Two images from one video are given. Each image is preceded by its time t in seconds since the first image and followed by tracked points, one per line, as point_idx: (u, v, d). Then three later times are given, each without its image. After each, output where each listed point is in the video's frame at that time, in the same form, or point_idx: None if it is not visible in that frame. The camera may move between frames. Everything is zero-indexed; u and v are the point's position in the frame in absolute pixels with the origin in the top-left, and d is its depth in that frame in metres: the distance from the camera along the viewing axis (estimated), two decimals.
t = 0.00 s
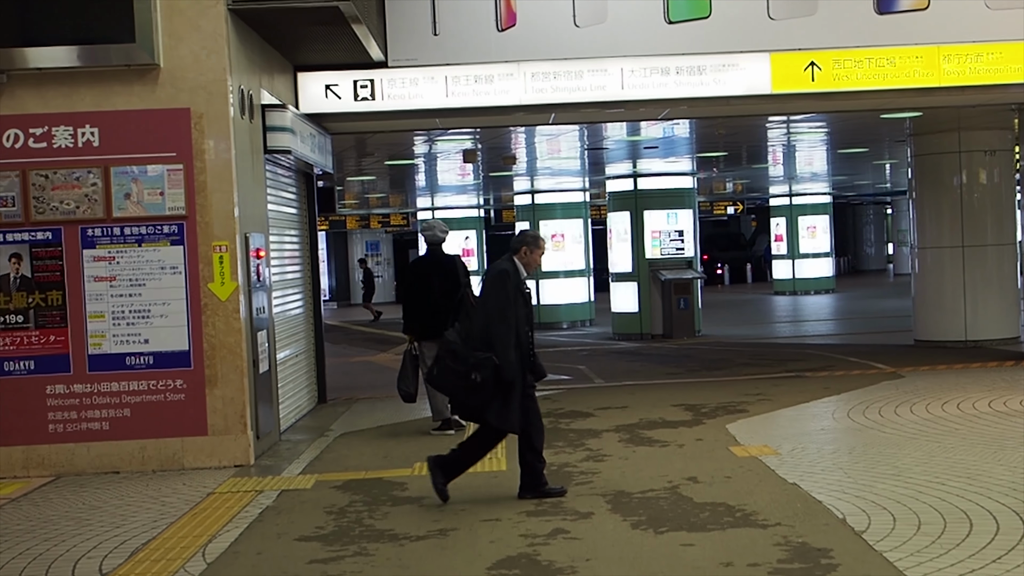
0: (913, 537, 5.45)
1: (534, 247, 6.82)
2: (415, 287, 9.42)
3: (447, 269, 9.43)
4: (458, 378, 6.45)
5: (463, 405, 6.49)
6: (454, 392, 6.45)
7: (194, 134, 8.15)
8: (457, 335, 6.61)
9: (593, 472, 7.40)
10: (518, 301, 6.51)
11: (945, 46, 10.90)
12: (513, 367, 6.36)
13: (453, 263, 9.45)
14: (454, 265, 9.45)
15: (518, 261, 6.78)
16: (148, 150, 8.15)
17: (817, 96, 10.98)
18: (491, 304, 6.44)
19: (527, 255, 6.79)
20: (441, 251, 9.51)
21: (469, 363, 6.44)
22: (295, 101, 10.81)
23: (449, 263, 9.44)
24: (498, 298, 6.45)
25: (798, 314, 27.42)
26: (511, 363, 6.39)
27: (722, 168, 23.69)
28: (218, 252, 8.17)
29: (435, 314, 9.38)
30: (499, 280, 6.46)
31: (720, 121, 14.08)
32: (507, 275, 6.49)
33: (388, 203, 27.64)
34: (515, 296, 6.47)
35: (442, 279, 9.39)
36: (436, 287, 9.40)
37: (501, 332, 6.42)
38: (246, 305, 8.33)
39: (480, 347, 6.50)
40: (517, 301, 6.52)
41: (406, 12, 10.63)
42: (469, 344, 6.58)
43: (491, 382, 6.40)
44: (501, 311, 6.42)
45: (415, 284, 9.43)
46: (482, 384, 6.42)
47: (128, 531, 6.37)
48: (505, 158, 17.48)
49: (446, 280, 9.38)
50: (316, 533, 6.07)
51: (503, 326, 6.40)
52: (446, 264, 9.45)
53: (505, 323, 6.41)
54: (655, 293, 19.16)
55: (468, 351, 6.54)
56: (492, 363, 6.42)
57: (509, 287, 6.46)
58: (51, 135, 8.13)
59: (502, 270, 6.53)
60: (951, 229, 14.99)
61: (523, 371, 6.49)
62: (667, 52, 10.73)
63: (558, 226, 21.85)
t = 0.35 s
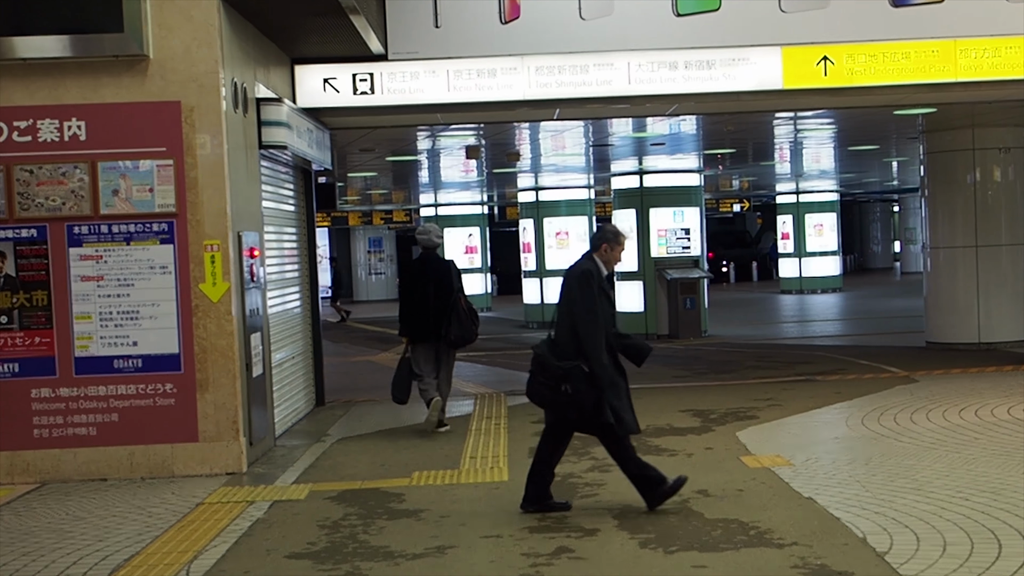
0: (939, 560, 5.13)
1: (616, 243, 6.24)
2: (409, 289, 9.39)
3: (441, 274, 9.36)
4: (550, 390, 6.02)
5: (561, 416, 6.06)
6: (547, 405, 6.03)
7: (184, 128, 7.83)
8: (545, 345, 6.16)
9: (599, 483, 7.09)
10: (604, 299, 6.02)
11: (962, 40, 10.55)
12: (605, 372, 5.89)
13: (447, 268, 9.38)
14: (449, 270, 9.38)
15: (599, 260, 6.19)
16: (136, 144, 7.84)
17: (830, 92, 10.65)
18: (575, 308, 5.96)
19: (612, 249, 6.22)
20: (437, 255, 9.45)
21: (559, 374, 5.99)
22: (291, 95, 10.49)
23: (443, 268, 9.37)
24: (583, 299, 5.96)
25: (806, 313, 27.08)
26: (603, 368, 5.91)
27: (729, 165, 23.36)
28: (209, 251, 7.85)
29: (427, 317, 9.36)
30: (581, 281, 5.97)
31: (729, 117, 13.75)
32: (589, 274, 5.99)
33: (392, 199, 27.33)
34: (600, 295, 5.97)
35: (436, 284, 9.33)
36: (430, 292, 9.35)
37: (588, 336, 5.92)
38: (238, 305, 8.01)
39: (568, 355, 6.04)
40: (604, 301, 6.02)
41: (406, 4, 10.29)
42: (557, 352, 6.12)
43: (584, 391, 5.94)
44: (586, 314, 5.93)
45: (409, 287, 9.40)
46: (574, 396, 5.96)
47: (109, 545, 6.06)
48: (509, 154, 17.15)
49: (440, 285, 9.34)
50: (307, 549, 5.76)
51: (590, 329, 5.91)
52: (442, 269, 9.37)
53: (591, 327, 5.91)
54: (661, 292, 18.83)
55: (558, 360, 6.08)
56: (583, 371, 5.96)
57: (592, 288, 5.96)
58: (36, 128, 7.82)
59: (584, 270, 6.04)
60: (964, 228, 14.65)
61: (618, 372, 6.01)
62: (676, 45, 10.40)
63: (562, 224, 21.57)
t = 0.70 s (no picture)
0: None
1: (721, 229, 5.93)
2: (406, 290, 9.23)
3: (438, 273, 9.22)
4: (643, 379, 5.72)
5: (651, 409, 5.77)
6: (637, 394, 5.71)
7: (178, 120, 7.51)
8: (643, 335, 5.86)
9: (611, 491, 6.77)
10: (706, 289, 5.71)
11: (983, 32, 10.23)
12: (703, 365, 5.57)
13: (442, 266, 9.25)
14: (443, 267, 9.25)
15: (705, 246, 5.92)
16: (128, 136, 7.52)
17: (847, 85, 10.32)
18: (676, 296, 5.67)
19: (717, 237, 5.92)
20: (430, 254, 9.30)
21: (655, 365, 5.69)
22: (291, 88, 10.12)
23: (439, 265, 9.24)
24: (683, 287, 5.66)
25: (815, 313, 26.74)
26: (701, 360, 5.60)
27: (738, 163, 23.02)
28: (203, 248, 7.53)
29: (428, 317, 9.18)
30: (683, 269, 5.68)
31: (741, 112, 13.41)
32: (692, 262, 5.70)
33: (395, 196, 26.99)
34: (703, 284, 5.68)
35: (435, 282, 9.19)
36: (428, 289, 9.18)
37: (688, 327, 5.62)
38: (234, 304, 7.69)
39: (666, 346, 5.74)
40: (706, 290, 5.72)
41: None
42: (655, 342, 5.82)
43: (680, 383, 5.64)
44: (688, 303, 5.64)
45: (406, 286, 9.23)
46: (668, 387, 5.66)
47: (94, 557, 5.74)
48: (515, 150, 16.82)
49: (438, 283, 9.19)
50: (302, 563, 5.44)
51: (691, 319, 5.62)
52: (437, 264, 9.23)
53: (691, 316, 5.62)
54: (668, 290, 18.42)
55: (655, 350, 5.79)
56: (680, 363, 5.66)
57: (693, 277, 5.67)
58: (24, 120, 7.50)
59: (686, 257, 5.75)
60: (981, 228, 14.31)
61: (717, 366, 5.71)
62: (689, 37, 10.07)
63: (567, 222, 21.24)
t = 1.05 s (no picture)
0: None
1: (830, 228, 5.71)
2: (397, 280, 9.33)
3: (429, 266, 9.36)
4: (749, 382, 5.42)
5: (750, 414, 5.48)
6: (741, 398, 5.42)
7: (169, 111, 7.21)
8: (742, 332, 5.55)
9: (620, 499, 6.46)
10: (816, 291, 5.46)
11: (1003, 23, 9.90)
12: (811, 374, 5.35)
13: (434, 259, 9.40)
14: (434, 260, 9.40)
15: (811, 245, 5.70)
16: (117, 128, 7.22)
17: (862, 77, 9.99)
18: (787, 298, 5.41)
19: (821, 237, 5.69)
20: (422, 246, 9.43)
21: (763, 366, 5.39)
22: (290, 80, 9.82)
23: (430, 258, 9.39)
24: (796, 290, 5.40)
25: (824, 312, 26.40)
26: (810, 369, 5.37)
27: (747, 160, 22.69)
28: (195, 245, 7.22)
29: (415, 309, 9.36)
30: (796, 269, 5.40)
31: (752, 106, 13.07)
32: (805, 262, 5.43)
33: (399, 194, 26.68)
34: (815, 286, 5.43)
35: (426, 275, 9.34)
36: (417, 282, 9.34)
37: (800, 332, 5.36)
38: (227, 302, 7.38)
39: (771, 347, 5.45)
40: (815, 293, 5.47)
41: None
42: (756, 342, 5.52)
43: (788, 389, 5.37)
44: (800, 306, 5.37)
45: (395, 277, 9.34)
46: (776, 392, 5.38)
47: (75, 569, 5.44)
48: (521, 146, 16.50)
49: (428, 277, 9.35)
50: None
51: (804, 323, 5.36)
52: (429, 259, 9.38)
53: (804, 321, 5.36)
54: (676, 288, 18.15)
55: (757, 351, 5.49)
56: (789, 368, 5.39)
57: (807, 279, 5.41)
58: (8, 110, 7.20)
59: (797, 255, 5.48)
60: (996, 226, 13.98)
61: (821, 373, 5.47)
62: (700, 27, 9.74)
63: (573, 220, 20.88)
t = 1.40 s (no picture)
0: None
1: (946, 223, 5.24)
2: (391, 283, 9.30)
3: (424, 271, 9.30)
4: (875, 400, 5.06)
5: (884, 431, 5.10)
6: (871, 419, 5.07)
7: (160, 105, 6.91)
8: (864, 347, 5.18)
9: (628, 515, 6.16)
10: (935, 291, 5.03)
11: None
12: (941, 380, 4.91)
13: (431, 265, 9.33)
14: (431, 266, 9.34)
15: (926, 242, 5.24)
16: (106, 123, 6.93)
17: (879, 73, 9.68)
18: (901, 302, 5.01)
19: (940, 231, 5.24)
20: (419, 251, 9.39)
21: (887, 380, 5.01)
22: (288, 75, 9.51)
23: (426, 264, 9.33)
24: (913, 292, 4.99)
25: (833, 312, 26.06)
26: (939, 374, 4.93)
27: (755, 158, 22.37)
28: (186, 246, 6.93)
29: (407, 312, 9.27)
30: (906, 271, 5.02)
31: (763, 103, 12.76)
32: (917, 263, 5.04)
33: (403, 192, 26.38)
34: (932, 285, 5.01)
35: (419, 279, 9.29)
36: (413, 288, 9.29)
37: (922, 337, 4.95)
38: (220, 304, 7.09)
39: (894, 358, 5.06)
40: (936, 294, 5.05)
41: None
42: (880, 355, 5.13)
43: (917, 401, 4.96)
44: (918, 309, 4.96)
45: (390, 280, 9.30)
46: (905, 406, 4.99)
47: None
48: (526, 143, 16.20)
49: (423, 282, 9.29)
50: None
51: (924, 327, 4.95)
52: (425, 264, 9.32)
53: (925, 325, 4.94)
54: (684, 290, 17.88)
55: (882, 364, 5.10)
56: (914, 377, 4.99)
57: (922, 279, 5.01)
58: None
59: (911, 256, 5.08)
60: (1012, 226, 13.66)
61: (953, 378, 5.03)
62: (711, 22, 9.43)
63: (580, 217, 20.60)
